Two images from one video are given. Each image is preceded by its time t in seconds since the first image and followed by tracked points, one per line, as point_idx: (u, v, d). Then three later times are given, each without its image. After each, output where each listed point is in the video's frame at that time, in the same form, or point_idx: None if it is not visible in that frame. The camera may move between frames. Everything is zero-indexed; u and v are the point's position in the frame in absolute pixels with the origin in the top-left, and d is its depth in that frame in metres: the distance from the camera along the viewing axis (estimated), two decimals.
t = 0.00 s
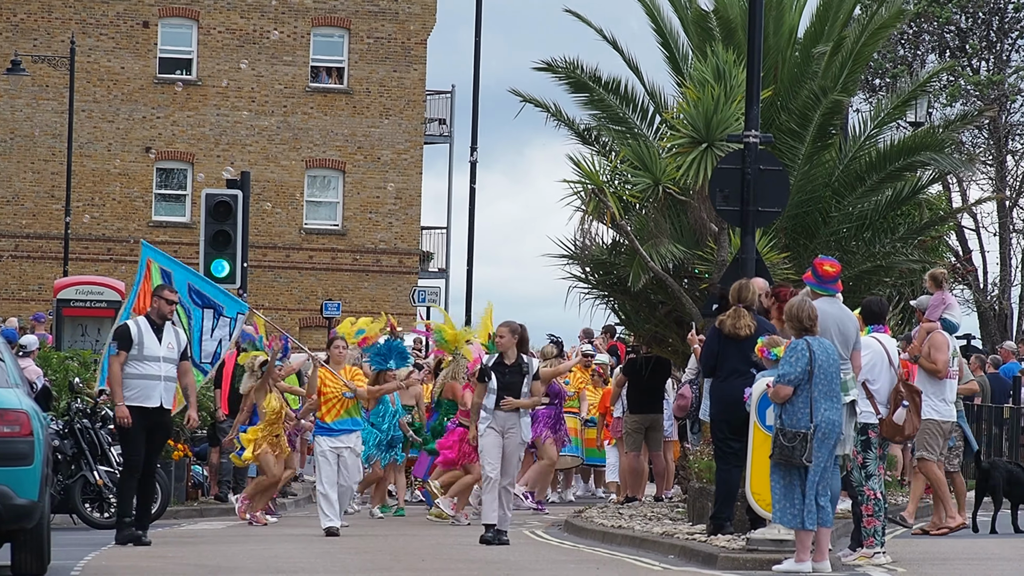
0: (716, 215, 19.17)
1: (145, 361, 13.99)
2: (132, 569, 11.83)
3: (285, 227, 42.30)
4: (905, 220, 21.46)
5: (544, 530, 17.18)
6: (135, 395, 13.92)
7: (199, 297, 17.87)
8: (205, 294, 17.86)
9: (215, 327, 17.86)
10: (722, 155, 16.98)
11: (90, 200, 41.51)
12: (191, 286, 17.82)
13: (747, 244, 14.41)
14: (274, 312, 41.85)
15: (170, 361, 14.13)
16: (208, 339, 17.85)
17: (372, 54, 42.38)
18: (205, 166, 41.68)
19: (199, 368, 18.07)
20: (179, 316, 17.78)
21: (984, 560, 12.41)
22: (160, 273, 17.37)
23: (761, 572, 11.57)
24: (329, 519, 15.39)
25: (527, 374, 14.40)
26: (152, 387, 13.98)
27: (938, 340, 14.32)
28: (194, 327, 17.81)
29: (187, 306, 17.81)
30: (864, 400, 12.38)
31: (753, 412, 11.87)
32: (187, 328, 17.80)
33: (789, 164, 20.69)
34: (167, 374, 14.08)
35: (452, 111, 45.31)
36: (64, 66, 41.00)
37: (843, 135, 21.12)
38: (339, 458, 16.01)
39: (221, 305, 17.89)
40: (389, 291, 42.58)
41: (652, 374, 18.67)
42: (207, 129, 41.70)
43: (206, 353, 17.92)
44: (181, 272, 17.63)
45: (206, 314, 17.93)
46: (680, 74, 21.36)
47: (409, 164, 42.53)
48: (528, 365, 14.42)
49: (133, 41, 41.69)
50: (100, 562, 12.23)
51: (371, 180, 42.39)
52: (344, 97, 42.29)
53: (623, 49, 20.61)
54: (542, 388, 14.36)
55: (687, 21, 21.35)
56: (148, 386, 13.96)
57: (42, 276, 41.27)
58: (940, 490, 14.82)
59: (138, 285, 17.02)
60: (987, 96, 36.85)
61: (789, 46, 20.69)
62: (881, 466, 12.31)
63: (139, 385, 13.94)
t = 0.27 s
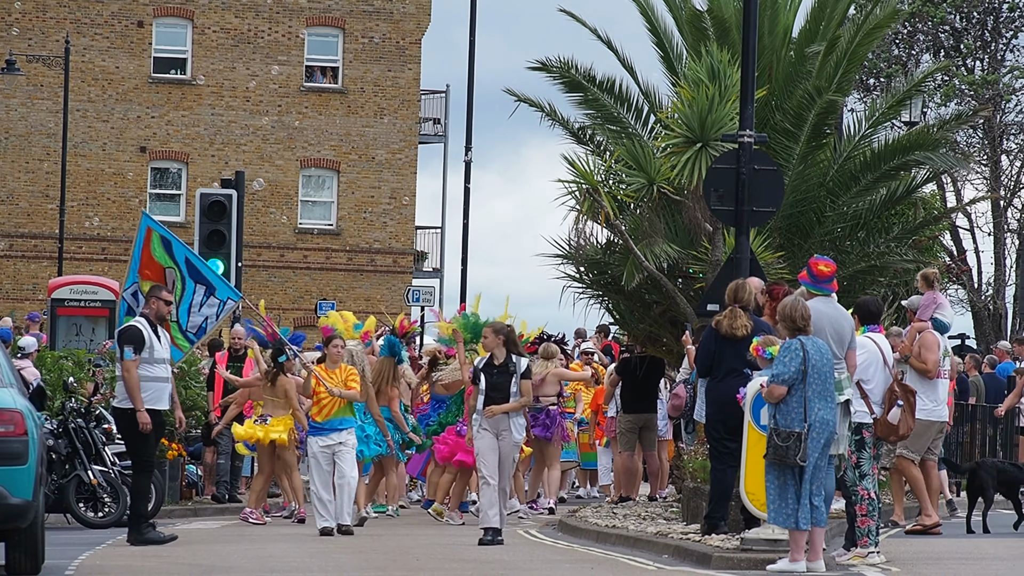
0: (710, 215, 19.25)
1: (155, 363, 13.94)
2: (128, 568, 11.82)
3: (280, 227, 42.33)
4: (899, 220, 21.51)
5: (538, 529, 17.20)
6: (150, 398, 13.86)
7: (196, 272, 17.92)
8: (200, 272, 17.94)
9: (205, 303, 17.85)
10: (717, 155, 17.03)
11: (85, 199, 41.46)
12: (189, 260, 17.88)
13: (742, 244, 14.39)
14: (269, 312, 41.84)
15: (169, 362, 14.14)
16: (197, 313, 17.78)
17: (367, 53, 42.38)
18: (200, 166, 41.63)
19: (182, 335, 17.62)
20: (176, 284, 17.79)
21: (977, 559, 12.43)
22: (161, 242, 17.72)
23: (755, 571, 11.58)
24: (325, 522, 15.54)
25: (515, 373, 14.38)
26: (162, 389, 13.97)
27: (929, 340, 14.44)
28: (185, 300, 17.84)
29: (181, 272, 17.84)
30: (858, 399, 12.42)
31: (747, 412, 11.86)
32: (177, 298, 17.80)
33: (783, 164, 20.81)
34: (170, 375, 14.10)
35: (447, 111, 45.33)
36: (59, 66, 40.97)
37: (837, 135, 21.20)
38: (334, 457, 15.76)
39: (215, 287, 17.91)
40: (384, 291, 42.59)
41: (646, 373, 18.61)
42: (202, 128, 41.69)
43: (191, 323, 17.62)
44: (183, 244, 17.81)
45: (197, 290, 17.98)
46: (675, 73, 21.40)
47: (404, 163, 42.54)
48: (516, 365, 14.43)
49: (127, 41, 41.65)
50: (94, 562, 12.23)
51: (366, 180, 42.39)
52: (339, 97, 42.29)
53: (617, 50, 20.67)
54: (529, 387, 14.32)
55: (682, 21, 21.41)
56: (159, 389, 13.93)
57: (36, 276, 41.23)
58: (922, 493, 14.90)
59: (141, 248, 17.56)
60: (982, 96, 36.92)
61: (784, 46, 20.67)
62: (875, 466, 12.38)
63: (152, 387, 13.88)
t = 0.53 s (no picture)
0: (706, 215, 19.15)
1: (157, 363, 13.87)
2: (123, 568, 11.82)
3: (275, 226, 42.36)
4: (895, 219, 21.62)
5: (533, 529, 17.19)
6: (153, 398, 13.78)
7: (216, 265, 16.51)
8: (223, 266, 16.50)
9: (220, 298, 16.36)
10: (712, 155, 17.05)
11: (80, 199, 41.47)
12: (213, 255, 16.60)
13: (737, 244, 14.40)
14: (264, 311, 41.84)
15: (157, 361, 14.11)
16: (209, 306, 16.34)
17: (362, 53, 42.36)
18: (195, 165, 41.62)
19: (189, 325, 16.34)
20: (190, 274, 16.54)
21: (972, 559, 12.43)
22: (189, 233, 16.71)
23: (751, 571, 11.58)
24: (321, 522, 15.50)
25: (506, 368, 14.29)
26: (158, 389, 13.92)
27: (919, 339, 14.06)
28: (199, 291, 16.42)
29: (197, 262, 16.58)
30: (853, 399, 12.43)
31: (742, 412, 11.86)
32: (192, 285, 16.46)
33: (779, 164, 20.83)
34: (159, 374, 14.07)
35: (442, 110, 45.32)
36: (54, 66, 40.95)
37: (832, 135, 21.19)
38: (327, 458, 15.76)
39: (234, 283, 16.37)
40: (379, 290, 42.59)
41: (642, 371, 18.63)
42: (198, 128, 41.68)
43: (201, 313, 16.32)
44: (209, 236, 16.63)
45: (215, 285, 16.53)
46: (670, 73, 21.44)
47: (399, 163, 42.51)
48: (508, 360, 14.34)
49: (123, 40, 41.63)
50: (90, 562, 12.24)
51: (362, 179, 42.38)
52: (334, 96, 42.28)
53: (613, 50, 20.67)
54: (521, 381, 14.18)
55: (677, 21, 21.42)
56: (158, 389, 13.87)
57: (32, 276, 41.21)
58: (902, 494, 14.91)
59: (168, 229, 16.66)
60: (977, 96, 36.94)
61: (778, 45, 20.74)
62: (871, 465, 12.39)
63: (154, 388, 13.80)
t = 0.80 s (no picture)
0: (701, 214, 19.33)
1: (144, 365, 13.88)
2: (119, 568, 11.82)
3: (270, 227, 42.33)
4: (890, 220, 21.58)
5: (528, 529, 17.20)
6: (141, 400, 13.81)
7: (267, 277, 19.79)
8: (274, 261, 21.74)
9: (269, 287, 21.68)
10: (707, 155, 17.09)
11: (75, 199, 41.46)
12: (265, 251, 21.68)
13: (732, 244, 14.42)
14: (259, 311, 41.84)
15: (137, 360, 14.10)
16: (256, 291, 21.52)
17: (357, 53, 42.35)
18: (190, 166, 41.62)
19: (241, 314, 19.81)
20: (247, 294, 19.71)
21: (967, 560, 12.44)
22: (246, 230, 21.45)
23: (746, 572, 11.58)
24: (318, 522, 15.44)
25: (498, 369, 14.20)
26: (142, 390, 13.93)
27: (905, 339, 13.77)
28: (249, 279, 21.45)
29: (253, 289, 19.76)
30: (848, 399, 12.44)
31: (737, 412, 11.89)
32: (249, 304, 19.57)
33: (774, 164, 20.88)
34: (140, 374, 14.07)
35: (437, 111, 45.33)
36: (49, 66, 40.93)
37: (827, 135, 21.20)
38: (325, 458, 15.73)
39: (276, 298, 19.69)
40: (374, 290, 42.62)
41: (637, 372, 18.67)
42: (192, 128, 41.67)
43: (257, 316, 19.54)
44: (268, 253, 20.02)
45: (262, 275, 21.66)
46: (663, 73, 21.43)
47: (394, 163, 42.48)
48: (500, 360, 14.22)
49: (117, 41, 41.61)
50: (85, 562, 12.25)
51: (356, 180, 42.33)
52: (329, 97, 42.27)
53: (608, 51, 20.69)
54: (513, 382, 14.06)
55: (672, 21, 21.44)
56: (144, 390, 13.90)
57: (26, 276, 41.19)
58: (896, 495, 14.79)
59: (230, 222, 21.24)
60: (972, 97, 37.02)
61: (773, 46, 20.75)
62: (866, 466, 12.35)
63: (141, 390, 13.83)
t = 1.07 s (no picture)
0: (696, 214, 19.50)
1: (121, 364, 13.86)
2: (114, 570, 11.82)
3: (265, 228, 42.29)
4: (885, 222, 21.66)
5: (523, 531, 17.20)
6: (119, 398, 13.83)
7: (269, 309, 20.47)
8: (323, 279, 21.61)
9: (311, 301, 21.60)
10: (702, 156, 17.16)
11: (70, 200, 41.43)
12: (320, 268, 21.72)
13: (727, 246, 14.40)
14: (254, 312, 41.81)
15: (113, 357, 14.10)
16: (303, 298, 21.66)
17: (352, 54, 42.33)
18: (185, 167, 41.61)
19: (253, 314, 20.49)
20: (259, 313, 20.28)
21: (961, 561, 12.45)
22: (308, 246, 21.84)
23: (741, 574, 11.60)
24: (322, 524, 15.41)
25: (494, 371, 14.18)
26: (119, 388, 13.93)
27: (893, 340, 13.52)
28: (298, 288, 21.75)
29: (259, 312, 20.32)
30: (843, 401, 12.44)
31: (732, 413, 11.86)
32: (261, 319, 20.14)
33: (769, 166, 20.96)
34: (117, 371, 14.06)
35: (432, 112, 45.33)
36: (44, 67, 40.90)
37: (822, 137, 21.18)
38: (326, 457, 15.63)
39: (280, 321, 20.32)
40: (369, 292, 42.63)
41: (632, 373, 18.60)
42: (187, 129, 41.66)
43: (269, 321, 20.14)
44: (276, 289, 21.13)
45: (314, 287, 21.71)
46: (660, 75, 21.54)
47: (389, 164, 42.46)
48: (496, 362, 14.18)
49: (113, 42, 41.61)
50: (81, 564, 12.25)
51: (352, 180, 42.30)
52: (324, 98, 42.24)
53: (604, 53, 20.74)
54: (508, 384, 14.01)
55: (669, 23, 21.53)
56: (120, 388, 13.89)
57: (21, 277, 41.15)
58: (890, 497, 14.78)
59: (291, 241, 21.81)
60: (967, 98, 37.08)
61: (769, 48, 20.91)
62: (859, 468, 12.41)
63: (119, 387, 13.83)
